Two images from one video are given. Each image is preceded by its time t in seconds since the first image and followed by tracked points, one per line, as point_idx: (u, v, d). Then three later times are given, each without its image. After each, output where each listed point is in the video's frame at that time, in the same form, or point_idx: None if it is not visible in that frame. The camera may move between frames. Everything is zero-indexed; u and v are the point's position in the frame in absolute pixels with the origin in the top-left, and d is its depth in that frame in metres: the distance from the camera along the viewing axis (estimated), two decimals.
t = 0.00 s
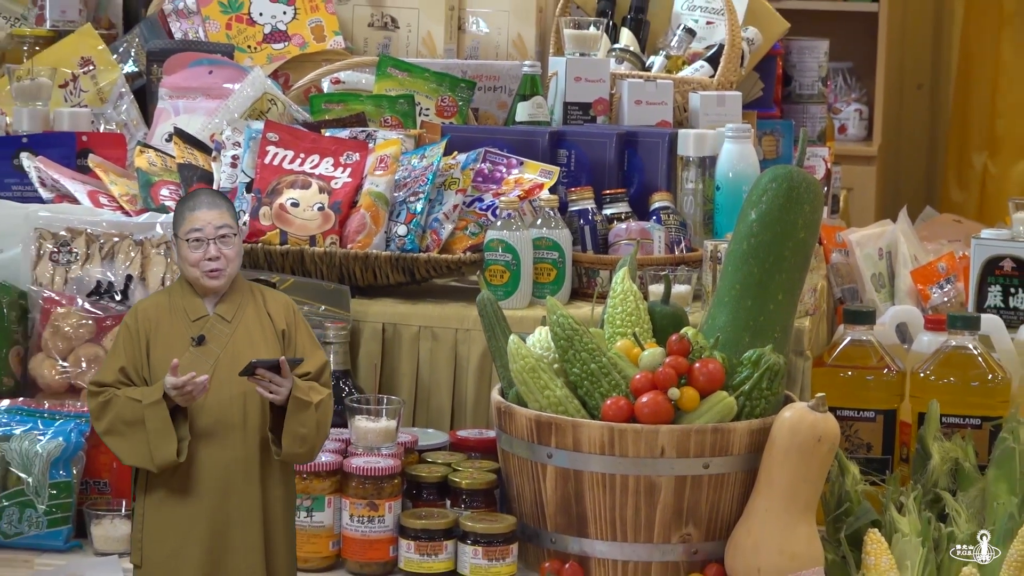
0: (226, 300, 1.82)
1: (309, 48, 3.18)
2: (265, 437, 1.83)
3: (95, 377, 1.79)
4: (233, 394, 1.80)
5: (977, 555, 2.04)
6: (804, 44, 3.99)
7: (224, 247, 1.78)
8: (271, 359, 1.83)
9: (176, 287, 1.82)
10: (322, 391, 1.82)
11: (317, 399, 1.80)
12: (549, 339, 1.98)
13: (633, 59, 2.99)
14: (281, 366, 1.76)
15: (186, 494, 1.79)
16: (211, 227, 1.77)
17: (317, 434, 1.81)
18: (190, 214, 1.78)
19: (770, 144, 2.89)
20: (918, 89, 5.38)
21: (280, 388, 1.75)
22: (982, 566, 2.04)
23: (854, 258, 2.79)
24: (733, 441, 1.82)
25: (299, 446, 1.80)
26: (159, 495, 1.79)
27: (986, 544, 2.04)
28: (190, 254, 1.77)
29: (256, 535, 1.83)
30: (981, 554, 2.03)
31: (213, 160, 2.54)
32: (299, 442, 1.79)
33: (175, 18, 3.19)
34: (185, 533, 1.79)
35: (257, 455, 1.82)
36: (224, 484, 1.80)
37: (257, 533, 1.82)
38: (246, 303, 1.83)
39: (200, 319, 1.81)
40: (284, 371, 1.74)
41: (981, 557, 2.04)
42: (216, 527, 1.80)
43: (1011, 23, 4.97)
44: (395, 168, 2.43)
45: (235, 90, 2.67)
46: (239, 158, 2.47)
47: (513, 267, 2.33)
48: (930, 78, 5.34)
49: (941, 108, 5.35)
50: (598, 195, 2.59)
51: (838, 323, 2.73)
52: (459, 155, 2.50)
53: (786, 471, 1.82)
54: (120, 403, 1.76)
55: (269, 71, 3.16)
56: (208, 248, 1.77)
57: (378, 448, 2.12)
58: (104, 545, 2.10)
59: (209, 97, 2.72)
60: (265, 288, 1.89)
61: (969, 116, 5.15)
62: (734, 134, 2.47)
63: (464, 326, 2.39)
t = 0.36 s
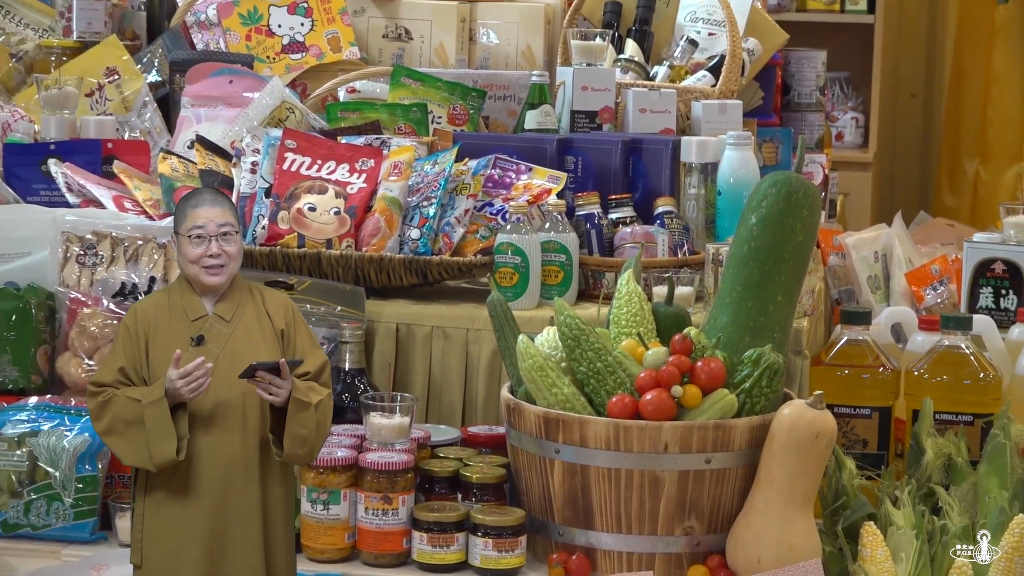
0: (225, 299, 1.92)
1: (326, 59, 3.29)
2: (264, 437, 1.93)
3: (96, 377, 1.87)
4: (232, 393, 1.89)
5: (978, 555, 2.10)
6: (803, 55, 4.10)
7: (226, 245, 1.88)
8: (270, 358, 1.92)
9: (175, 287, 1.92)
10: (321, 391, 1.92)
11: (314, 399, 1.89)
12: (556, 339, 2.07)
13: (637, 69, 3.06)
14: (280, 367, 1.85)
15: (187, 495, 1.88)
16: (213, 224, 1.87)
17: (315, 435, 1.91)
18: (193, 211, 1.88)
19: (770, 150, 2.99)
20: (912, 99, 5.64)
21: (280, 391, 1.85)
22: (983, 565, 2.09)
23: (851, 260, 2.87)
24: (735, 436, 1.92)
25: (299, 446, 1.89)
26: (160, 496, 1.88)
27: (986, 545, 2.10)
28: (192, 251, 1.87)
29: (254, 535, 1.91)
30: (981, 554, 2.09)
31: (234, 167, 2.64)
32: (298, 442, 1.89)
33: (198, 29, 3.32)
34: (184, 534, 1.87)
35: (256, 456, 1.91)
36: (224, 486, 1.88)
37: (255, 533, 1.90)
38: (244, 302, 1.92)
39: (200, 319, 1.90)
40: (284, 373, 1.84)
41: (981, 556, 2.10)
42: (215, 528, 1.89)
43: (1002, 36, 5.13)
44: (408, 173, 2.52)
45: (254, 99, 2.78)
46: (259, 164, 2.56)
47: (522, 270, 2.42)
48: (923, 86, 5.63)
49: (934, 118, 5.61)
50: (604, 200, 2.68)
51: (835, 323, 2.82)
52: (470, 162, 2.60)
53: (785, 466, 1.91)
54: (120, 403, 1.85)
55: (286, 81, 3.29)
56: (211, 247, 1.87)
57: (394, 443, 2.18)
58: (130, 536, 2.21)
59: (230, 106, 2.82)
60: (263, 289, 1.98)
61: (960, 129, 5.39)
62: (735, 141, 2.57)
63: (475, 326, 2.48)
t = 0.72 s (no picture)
0: (226, 302, 2.01)
1: (347, 71, 3.38)
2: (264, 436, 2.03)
3: (96, 378, 1.96)
4: (232, 392, 1.99)
5: (978, 555, 2.15)
6: (805, 67, 4.21)
7: (238, 258, 1.97)
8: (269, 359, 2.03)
9: (174, 287, 2.01)
10: (319, 391, 2.03)
11: (314, 399, 2.00)
12: (568, 341, 2.16)
13: (645, 82, 3.16)
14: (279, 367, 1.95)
15: (188, 498, 1.98)
16: (230, 238, 1.95)
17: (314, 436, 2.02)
18: (211, 223, 1.95)
19: (774, 160, 3.09)
20: (910, 109, 5.81)
21: (277, 390, 1.95)
22: (982, 565, 2.14)
23: (852, 265, 2.97)
24: (740, 435, 2.01)
25: (298, 446, 2.00)
26: (160, 498, 1.97)
27: (986, 545, 2.16)
28: (205, 261, 1.94)
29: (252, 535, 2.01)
30: (980, 554, 2.14)
31: (257, 175, 2.72)
32: (297, 442, 1.99)
33: (223, 43, 3.45)
34: (184, 535, 1.97)
35: (254, 456, 2.01)
36: (223, 488, 1.98)
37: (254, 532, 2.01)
38: (245, 305, 2.02)
39: (199, 319, 1.99)
40: (282, 372, 1.94)
41: (981, 557, 2.15)
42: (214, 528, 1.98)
43: (996, 50, 5.37)
44: (425, 181, 2.62)
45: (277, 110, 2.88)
46: (281, 173, 2.66)
47: (535, 274, 2.51)
48: (920, 97, 5.79)
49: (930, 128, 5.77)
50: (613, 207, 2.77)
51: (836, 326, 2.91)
52: (485, 170, 2.70)
53: (788, 463, 2.01)
54: (120, 405, 1.94)
55: (308, 93, 3.37)
56: (225, 258, 1.95)
57: (410, 441, 2.26)
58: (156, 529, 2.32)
59: (254, 117, 2.93)
60: (262, 291, 2.08)
61: (957, 133, 5.58)
62: (740, 150, 2.66)
63: (489, 328, 2.58)
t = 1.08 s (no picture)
0: (229, 304, 2.10)
1: (367, 81, 3.49)
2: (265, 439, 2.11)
3: (97, 375, 2.05)
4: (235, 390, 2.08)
5: (977, 555, 2.21)
6: (809, 77, 4.36)
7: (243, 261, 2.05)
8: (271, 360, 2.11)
9: (175, 287, 2.09)
10: (319, 391, 2.10)
11: (313, 399, 2.07)
12: (580, 341, 2.25)
13: (655, 91, 3.26)
14: (282, 369, 2.03)
15: (189, 495, 2.06)
16: (236, 240, 2.04)
17: (313, 436, 2.09)
18: (218, 224, 2.04)
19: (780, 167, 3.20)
20: (911, 118, 5.95)
21: (279, 392, 2.02)
22: (982, 564, 2.20)
23: (855, 268, 3.06)
24: (747, 433, 2.11)
25: (299, 446, 2.07)
26: (161, 494, 2.07)
27: (986, 546, 2.21)
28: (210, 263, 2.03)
29: (252, 532, 2.09)
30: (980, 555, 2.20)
31: (280, 181, 2.84)
32: (296, 443, 2.07)
33: (248, 53, 3.54)
34: (184, 531, 2.06)
35: (254, 456, 2.10)
36: (223, 486, 2.07)
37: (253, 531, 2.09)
38: (249, 307, 2.11)
39: (201, 319, 2.08)
40: (284, 373, 2.01)
41: (982, 557, 2.21)
42: (214, 527, 2.07)
43: (994, 61, 5.41)
44: (442, 187, 2.71)
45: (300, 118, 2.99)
46: (304, 179, 2.78)
47: (548, 277, 2.60)
48: (922, 106, 5.92)
49: (932, 138, 5.91)
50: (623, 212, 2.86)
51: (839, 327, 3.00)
52: (500, 177, 2.79)
53: (794, 458, 2.10)
54: (123, 400, 2.03)
55: (330, 102, 3.49)
56: (230, 261, 2.04)
57: (428, 437, 2.34)
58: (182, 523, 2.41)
59: (278, 125, 3.04)
60: (263, 292, 2.16)
61: (957, 139, 5.67)
62: (747, 158, 2.75)
63: (504, 329, 2.67)
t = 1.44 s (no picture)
0: (229, 304, 2.20)
1: (378, 91, 3.60)
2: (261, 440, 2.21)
3: (103, 372, 2.13)
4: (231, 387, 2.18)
5: (977, 555, 2.30)
6: (802, 87, 4.48)
7: (238, 263, 2.14)
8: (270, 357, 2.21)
9: (175, 289, 2.19)
10: (314, 390, 2.20)
11: (304, 398, 2.17)
12: (583, 341, 2.36)
13: (656, 101, 3.40)
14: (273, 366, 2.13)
15: (189, 496, 2.16)
16: (230, 243, 2.12)
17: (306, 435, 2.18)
18: (213, 227, 2.12)
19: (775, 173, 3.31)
20: (902, 126, 6.06)
21: (270, 391, 2.12)
22: (983, 564, 2.29)
23: (846, 270, 3.16)
24: (743, 430, 2.21)
25: (290, 445, 2.16)
26: (161, 494, 2.17)
27: (986, 544, 2.29)
28: (206, 265, 2.11)
29: (251, 531, 2.19)
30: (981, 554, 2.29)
31: (295, 187, 2.94)
32: (287, 442, 2.15)
33: (264, 64, 3.67)
34: (184, 532, 2.16)
35: (251, 457, 2.19)
36: (221, 486, 2.17)
37: (253, 530, 2.19)
38: (248, 307, 2.21)
39: (201, 319, 2.18)
40: (273, 371, 2.12)
41: (982, 557, 2.29)
42: (214, 528, 2.17)
43: (980, 73, 5.53)
44: (451, 193, 2.82)
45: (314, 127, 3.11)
46: (318, 185, 2.88)
47: (552, 279, 2.70)
48: (912, 114, 6.03)
49: (920, 147, 6.02)
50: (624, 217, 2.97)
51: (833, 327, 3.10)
52: (506, 183, 2.90)
53: (787, 453, 2.20)
54: (131, 394, 2.11)
55: (343, 111, 3.61)
56: (225, 263, 2.12)
57: (436, 432, 2.44)
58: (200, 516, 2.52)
59: (293, 133, 3.17)
60: (262, 292, 2.26)
61: (943, 151, 5.81)
62: (743, 165, 2.84)
63: (509, 329, 2.78)
